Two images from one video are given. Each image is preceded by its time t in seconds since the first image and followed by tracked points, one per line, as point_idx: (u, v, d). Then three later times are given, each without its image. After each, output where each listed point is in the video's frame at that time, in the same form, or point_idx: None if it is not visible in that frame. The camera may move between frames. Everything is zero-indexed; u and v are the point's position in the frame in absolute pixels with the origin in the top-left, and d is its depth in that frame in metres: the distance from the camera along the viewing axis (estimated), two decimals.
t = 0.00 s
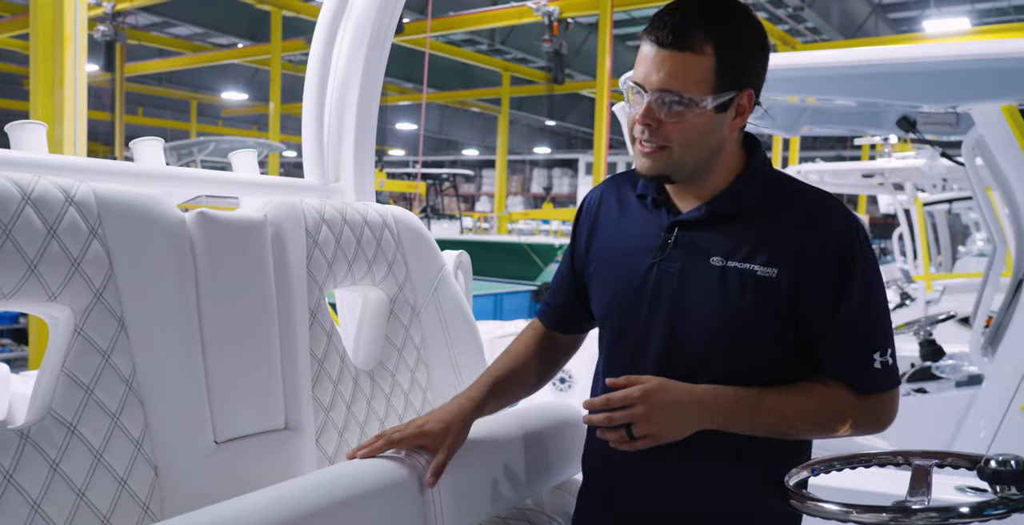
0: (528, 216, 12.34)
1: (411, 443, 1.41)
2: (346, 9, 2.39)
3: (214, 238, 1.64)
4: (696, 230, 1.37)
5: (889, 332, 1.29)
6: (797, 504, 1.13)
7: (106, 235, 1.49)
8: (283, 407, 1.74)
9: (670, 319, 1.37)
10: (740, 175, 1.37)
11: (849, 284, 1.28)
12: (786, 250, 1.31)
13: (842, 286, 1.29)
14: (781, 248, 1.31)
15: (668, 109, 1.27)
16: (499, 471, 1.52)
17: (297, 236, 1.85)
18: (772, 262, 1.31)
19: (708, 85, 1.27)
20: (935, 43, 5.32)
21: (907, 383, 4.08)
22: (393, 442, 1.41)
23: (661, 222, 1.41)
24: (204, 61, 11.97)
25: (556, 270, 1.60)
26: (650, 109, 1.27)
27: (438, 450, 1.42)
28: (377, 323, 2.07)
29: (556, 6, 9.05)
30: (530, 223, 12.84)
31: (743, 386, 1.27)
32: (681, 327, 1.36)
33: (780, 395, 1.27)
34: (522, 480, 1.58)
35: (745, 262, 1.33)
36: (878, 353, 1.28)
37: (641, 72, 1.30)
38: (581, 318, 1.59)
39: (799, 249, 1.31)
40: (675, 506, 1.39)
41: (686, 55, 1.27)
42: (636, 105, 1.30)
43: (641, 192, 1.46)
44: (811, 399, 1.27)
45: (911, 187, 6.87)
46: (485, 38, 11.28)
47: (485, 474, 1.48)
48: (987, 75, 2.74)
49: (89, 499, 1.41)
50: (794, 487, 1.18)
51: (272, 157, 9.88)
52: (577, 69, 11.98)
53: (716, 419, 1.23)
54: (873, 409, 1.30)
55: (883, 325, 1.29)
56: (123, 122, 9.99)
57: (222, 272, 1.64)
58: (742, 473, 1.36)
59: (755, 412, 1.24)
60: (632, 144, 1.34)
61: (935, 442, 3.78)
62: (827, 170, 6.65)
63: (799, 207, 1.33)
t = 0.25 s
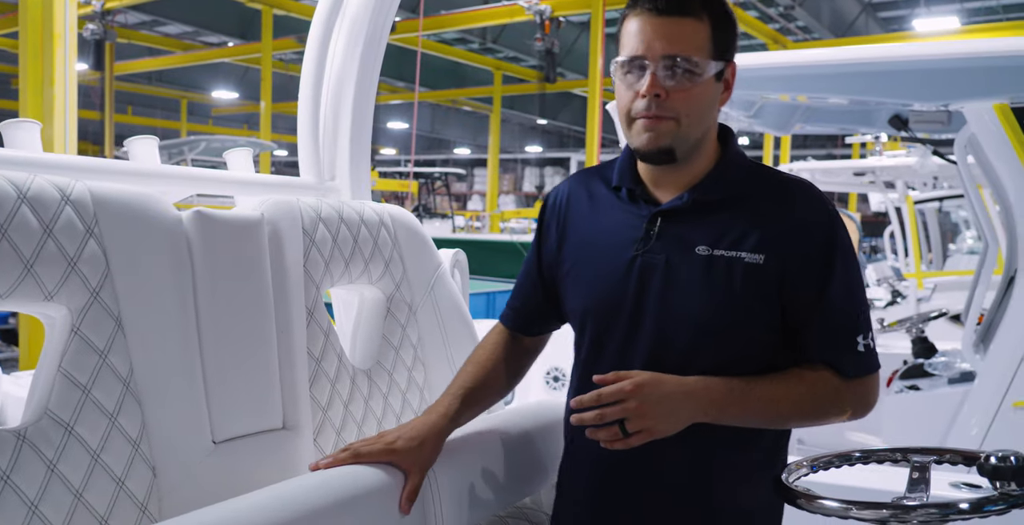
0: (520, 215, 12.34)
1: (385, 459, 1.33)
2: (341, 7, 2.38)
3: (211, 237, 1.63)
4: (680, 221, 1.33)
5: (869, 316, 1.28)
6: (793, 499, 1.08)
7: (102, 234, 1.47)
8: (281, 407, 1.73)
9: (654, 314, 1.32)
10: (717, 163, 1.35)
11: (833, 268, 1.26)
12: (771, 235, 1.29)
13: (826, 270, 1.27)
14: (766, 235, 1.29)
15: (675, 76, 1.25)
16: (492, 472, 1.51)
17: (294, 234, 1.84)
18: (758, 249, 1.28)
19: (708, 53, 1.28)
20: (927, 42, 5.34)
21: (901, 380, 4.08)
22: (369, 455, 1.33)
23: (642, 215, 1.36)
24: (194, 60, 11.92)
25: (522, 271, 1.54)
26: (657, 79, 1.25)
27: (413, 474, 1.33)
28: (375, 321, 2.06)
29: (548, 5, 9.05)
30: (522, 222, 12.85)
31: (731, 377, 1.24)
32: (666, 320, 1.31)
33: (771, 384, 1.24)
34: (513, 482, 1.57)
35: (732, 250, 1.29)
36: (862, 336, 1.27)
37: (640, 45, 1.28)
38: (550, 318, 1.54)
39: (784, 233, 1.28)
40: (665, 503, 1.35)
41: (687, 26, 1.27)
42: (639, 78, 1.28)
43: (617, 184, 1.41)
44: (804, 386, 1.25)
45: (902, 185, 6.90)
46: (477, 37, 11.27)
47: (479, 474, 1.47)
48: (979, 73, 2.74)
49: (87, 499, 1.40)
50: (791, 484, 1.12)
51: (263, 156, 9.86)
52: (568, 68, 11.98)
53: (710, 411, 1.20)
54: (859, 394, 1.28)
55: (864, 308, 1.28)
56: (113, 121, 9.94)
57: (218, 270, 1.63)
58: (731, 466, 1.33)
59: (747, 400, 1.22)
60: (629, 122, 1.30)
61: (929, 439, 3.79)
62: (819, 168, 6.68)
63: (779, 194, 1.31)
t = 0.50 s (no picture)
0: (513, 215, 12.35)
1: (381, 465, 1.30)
2: (338, 9, 2.39)
3: (209, 238, 1.62)
4: (655, 220, 1.31)
5: (848, 308, 1.28)
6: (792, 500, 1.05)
7: (99, 235, 1.46)
8: (278, 410, 1.72)
9: (631, 315, 1.30)
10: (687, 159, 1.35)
11: (812, 261, 1.26)
12: (749, 229, 1.28)
13: (804, 264, 1.27)
14: (743, 229, 1.28)
15: (651, 63, 1.27)
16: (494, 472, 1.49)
17: (291, 236, 1.83)
18: (737, 244, 1.28)
19: (676, 40, 1.31)
20: (918, 44, 5.36)
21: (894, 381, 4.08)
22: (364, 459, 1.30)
23: (615, 215, 1.34)
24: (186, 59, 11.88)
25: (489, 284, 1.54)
26: (634, 68, 1.27)
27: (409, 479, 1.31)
28: (372, 320, 2.04)
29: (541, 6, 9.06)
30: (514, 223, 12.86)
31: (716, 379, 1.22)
32: (643, 319, 1.29)
33: (756, 381, 1.23)
34: (516, 483, 1.55)
35: (710, 246, 1.28)
36: (842, 327, 1.26)
37: (612, 37, 1.30)
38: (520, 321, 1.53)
39: (762, 228, 1.28)
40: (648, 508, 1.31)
41: (656, 16, 1.30)
42: (614, 70, 1.29)
43: (587, 184, 1.39)
44: (791, 384, 1.23)
45: (894, 186, 6.92)
46: (469, 38, 11.27)
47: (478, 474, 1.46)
48: (972, 75, 2.75)
49: (84, 503, 1.39)
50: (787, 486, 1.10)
51: (255, 157, 9.83)
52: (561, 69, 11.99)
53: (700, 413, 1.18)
54: (845, 389, 1.26)
55: (841, 300, 1.27)
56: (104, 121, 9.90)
57: (215, 272, 1.62)
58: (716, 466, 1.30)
59: (734, 399, 1.20)
60: (609, 116, 1.30)
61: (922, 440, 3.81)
62: (811, 169, 6.69)
63: (756, 190, 1.31)
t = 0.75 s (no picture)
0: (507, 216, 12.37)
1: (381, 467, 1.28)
2: (338, 11, 2.39)
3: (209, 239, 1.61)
4: (630, 218, 1.29)
5: (820, 307, 1.20)
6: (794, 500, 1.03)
7: (98, 237, 1.45)
8: (277, 413, 1.72)
9: (607, 317, 1.27)
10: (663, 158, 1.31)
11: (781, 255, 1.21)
12: (722, 225, 1.25)
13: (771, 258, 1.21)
14: (717, 226, 1.25)
15: (628, 61, 1.25)
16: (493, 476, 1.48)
17: (291, 238, 1.83)
18: (711, 239, 1.24)
19: (654, 37, 1.29)
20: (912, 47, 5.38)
21: (888, 384, 4.08)
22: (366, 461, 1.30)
23: (590, 215, 1.32)
24: (179, 60, 11.85)
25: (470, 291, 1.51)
26: (612, 65, 1.25)
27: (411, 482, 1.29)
28: (371, 321, 2.03)
29: (535, 8, 9.06)
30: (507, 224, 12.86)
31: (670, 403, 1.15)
32: (620, 320, 1.26)
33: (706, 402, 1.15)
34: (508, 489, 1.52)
35: (684, 243, 1.25)
36: (810, 327, 1.18)
37: (590, 35, 1.28)
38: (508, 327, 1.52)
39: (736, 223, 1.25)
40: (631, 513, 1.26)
41: (633, 13, 1.28)
42: (592, 69, 1.27)
43: (563, 185, 1.37)
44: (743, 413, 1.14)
45: (886, 189, 6.95)
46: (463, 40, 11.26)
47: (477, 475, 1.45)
48: (968, 76, 2.76)
49: (83, 506, 1.37)
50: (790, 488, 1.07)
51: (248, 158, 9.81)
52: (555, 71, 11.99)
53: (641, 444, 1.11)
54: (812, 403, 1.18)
55: (813, 294, 1.20)
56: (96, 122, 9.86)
57: (213, 274, 1.61)
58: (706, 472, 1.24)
59: (678, 429, 1.12)
60: (586, 116, 1.28)
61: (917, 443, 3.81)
62: (805, 172, 6.71)
63: (731, 184, 1.27)
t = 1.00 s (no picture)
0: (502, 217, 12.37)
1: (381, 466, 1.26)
2: (338, 12, 2.38)
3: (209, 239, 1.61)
4: (613, 217, 1.29)
5: (784, 302, 1.20)
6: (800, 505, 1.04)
7: (99, 237, 1.44)
8: (278, 414, 1.71)
9: (590, 316, 1.27)
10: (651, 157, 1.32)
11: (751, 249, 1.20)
12: (696, 221, 1.24)
13: (734, 252, 1.21)
14: (693, 222, 1.24)
15: (623, 65, 1.27)
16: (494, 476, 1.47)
17: (291, 238, 1.82)
18: (688, 234, 1.24)
19: (648, 41, 1.30)
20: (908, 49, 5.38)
21: (885, 386, 4.08)
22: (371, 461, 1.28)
23: (575, 215, 1.32)
24: (174, 59, 11.81)
25: (465, 292, 1.50)
26: (607, 69, 1.26)
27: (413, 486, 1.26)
28: (371, 322, 2.03)
29: (531, 8, 9.05)
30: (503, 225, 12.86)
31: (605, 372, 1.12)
32: (602, 318, 1.26)
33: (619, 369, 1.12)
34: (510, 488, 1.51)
35: (662, 239, 1.25)
36: (754, 321, 1.17)
37: (585, 37, 1.28)
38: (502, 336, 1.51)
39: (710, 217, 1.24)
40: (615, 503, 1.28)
41: (628, 17, 1.29)
42: (587, 71, 1.28)
43: (550, 186, 1.37)
44: (654, 386, 1.11)
45: (882, 191, 6.96)
46: (459, 40, 11.24)
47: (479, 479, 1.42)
48: (966, 79, 2.78)
49: (83, 508, 1.37)
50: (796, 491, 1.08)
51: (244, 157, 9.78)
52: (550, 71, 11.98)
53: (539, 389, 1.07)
54: (751, 393, 1.15)
55: (779, 292, 1.20)
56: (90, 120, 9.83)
57: (214, 274, 1.60)
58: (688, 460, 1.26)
59: (587, 386, 1.08)
60: (579, 118, 1.30)
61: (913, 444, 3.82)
62: (801, 174, 6.72)
63: (711, 185, 1.28)
